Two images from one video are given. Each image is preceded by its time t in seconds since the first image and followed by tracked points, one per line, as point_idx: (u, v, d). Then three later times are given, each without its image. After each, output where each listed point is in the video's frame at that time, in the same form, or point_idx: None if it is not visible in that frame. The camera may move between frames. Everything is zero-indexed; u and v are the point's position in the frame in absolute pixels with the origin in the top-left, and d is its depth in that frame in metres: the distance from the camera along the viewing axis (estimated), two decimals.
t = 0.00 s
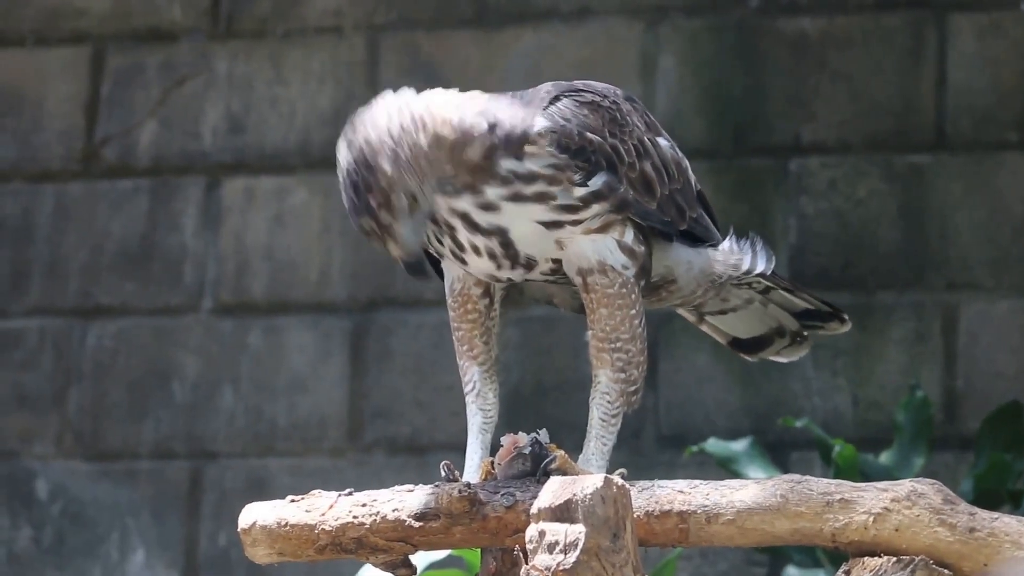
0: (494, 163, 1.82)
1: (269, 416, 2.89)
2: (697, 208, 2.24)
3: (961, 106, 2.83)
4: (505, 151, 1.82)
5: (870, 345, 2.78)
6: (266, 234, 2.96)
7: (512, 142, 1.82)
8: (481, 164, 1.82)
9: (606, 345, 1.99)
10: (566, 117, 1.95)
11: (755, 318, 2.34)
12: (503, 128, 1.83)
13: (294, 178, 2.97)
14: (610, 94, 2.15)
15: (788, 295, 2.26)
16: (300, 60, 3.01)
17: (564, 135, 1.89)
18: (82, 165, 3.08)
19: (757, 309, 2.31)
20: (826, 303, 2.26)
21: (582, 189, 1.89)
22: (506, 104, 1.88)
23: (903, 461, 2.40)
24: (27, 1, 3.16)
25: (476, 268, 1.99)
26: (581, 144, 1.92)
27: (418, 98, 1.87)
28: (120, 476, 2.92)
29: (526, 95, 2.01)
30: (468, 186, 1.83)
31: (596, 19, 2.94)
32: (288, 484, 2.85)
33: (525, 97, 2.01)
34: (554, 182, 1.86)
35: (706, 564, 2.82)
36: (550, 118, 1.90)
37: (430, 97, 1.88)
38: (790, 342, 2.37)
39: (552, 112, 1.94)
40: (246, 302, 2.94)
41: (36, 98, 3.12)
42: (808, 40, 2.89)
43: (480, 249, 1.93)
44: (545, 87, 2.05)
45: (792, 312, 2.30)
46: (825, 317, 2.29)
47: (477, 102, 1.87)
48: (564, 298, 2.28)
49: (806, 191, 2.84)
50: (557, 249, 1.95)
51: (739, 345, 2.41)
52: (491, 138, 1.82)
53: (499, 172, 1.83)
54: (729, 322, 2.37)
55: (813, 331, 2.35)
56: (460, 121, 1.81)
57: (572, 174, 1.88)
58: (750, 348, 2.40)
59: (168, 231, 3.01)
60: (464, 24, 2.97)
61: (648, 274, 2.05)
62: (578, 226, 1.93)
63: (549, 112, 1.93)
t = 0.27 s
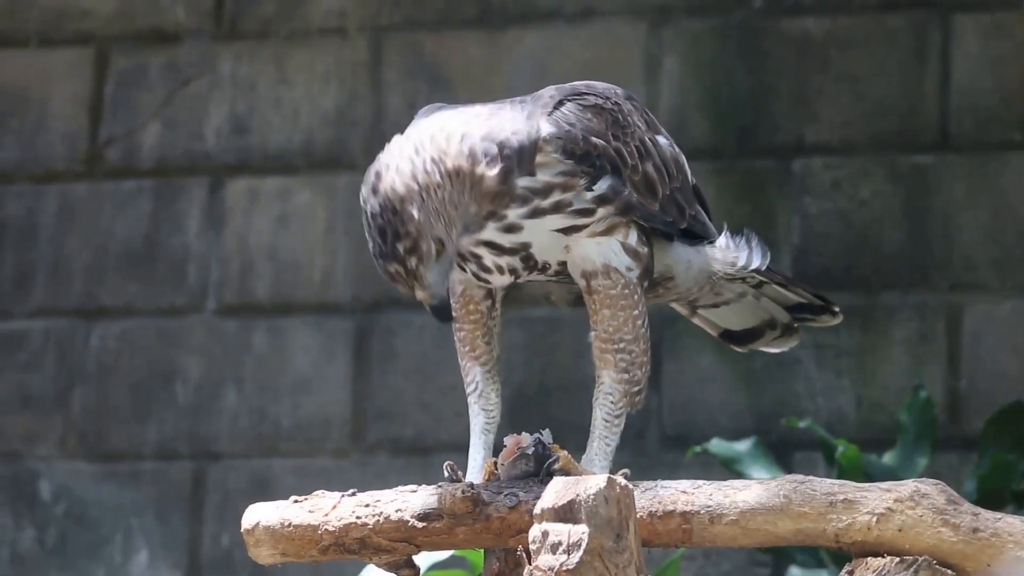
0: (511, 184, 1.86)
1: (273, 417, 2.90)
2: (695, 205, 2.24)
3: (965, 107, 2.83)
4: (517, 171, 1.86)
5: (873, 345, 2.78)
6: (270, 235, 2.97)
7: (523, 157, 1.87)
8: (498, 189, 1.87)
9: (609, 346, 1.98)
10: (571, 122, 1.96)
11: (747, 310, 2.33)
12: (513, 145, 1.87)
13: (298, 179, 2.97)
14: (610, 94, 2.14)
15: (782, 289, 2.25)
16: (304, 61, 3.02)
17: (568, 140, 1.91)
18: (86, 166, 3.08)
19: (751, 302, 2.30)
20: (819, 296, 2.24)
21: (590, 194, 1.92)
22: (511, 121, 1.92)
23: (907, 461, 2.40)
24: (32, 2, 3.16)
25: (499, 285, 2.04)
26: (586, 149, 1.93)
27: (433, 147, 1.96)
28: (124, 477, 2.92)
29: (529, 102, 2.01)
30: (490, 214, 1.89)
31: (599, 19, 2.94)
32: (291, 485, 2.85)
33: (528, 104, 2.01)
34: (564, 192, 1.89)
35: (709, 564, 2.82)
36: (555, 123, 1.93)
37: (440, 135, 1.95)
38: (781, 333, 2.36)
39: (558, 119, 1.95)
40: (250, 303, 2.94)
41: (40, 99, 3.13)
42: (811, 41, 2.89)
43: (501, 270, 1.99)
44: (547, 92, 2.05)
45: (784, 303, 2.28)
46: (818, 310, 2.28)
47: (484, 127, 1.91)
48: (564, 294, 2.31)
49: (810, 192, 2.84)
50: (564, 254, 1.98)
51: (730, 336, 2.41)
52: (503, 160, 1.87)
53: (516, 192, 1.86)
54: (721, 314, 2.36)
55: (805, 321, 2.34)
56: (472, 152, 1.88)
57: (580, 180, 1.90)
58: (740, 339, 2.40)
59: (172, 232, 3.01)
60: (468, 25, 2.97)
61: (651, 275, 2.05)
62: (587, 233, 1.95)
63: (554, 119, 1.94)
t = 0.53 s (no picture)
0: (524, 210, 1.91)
1: (273, 414, 2.90)
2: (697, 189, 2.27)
3: (966, 105, 2.83)
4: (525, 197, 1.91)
5: (874, 343, 2.78)
6: (271, 233, 2.97)
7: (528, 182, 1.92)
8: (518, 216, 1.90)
9: (610, 345, 2.02)
10: (570, 134, 1.98)
11: (740, 279, 2.32)
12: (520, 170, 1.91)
13: (300, 177, 2.97)
14: (606, 91, 2.15)
15: (776, 262, 2.25)
16: (305, 60, 3.02)
17: (569, 154, 1.95)
18: (87, 163, 3.08)
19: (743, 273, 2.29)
20: (814, 267, 2.25)
21: (594, 205, 1.97)
22: (512, 143, 1.95)
23: (907, 460, 2.40)
24: None
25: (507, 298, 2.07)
26: (587, 160, 1.97)
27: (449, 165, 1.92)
28: (124, 474, 2.92)
29: (528, 116, 2.02)
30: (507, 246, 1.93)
31: (600, 17, 2.94)
32: (292, 483, 2.85)
33: (525, 117, 2.02)
34: (569, 209, 1.95)
35: (710, 562, 2.82)
36: (555, 139, 1.95)
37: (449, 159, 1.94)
38: (775, 300, 2.38)
39: (557, 133, 1.97)
40: (251, 301, 2.94)
41: (41, 97, 3.13)
42: (813, 40, 2.89)
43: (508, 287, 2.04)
44: (544, 101, 2.06)
45: (778, 273, 2.29)
46: (813, 280, 2.29)
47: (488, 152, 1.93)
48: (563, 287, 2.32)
49: (811, 190, 2.84)
50: (569, 260, 2.03)
51: (723, 304, 2.40)
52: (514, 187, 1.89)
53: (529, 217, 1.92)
54: (711, 285, 2.32)
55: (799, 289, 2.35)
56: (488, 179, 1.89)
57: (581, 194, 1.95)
58: (734, 305, 2.40)
59: (173, 230, 3.01)
60: (470, 23, 2.97)
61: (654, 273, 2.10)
62: (591, 242, 2.00)
63: (553, 132, 1.97)
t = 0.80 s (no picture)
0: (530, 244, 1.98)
1: (266, 408, 2.90)
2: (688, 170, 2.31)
3: (960, 100, 2.83)
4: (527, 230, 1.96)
5: (867, 337, 2.78)
6: (264, 227, 2.97)
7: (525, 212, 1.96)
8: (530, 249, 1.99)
9: (607, 347, 2.10)
10: (556, 153, 2.00)
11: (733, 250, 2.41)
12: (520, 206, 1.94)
13: (293, 171, 2.97)
14: (588, 97, 2.14)
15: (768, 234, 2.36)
16: (298, 53, 3.02)
17: (556, 175, 1.99)
18: (80, 157, 3.08)
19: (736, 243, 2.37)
20: (806, 237, 2.38)
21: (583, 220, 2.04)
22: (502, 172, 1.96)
23: (900, 454, 2.40)
24: None
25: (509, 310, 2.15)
26: (574, 179, 2.01)
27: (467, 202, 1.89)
28: (117, 468, 2.93)
29: (513, 141, 2.03)
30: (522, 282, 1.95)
31: (593, 11, 2.93)
32: (285, 477, 2.86)
33: (510, 139, 2.03)
34: (560, 230, 2.03)
35: (702, 556, 2.82)
36: (541, 161, 1.98)
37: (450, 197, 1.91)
38: (769, 263, 2.48)
39: (542, 156, 1.99)
40: (244, 294, 2.94)
41: (34, 90, 3.13)
42: (806, 33, 2.88)
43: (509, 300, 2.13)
44: (525, 120, 2.06)
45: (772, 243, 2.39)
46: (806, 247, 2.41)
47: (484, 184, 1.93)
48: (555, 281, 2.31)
49: (804, 184, 2.84)
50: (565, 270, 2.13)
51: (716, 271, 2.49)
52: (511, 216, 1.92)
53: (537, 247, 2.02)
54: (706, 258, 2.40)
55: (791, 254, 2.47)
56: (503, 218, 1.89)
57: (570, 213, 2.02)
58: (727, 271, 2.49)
59: (166, 224, 3.01)
60: (463, 16, 2.96)
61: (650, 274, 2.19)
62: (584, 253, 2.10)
63: (537, 153, 2.00)
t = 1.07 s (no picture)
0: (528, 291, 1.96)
1: (262, 405, 2.90)
2: (680, 147, 2.31)
3: (955, 97, 2.83)
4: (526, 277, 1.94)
5: (862, 334, 2.78)
6: (259, 223, 2.97)
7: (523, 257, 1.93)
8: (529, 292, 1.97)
9: (610, 354, 2.22)
10: (550, 193, 1.97)
11: (710, 274, 2.50)
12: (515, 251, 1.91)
13: (288, 167, 2.97)
14: (572, 122, 2.09)
15: (748, 263, 2.45)
16: (294, 50, 3.01)
17: (552, 218, 1.96)
18: (76, 154, 3.08)
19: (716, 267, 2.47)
20: (782, 274, 2.46)
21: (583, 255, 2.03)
22: (494, 217, 1.92)
23: (895, 451, 2.39)
24: None
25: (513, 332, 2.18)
26: (571, 216, 2.00)
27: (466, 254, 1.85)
28: (113, 464, 2.93)
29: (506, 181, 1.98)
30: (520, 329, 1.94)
31: (589, 7, 2.93)
32: (280, 473, 2.86)
33: (502, 180, 1.98)
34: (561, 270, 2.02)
35: (697, 553, 2.82)
36: (534, 204, 1.95)
37: (444, 249, 1.88)
38: (736, 298, 2.56)
39: (535, 199, 1.96)
40: (240, 291, 2.94)
41: (29, 87, 3.12)
42: (802, 30, 2.88)
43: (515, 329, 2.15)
44: (514, 156, 2.01)
45: (746, 272, 2.48)
46: (778, 286, 2.49)
47: (478, 232, 1.89)
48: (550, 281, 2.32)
49: (800, 181, 2.84)
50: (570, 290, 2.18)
51: (687, 299, 2.57)
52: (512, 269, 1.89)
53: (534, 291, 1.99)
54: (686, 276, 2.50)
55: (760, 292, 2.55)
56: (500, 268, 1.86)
57: (572, 250, 2.00)
58: (697, 301, 2.57)
59: (161, 220, 3.01)
60: (459, 13, 2.96)
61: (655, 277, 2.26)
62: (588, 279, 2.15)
63: (531, 199, 1.96)
